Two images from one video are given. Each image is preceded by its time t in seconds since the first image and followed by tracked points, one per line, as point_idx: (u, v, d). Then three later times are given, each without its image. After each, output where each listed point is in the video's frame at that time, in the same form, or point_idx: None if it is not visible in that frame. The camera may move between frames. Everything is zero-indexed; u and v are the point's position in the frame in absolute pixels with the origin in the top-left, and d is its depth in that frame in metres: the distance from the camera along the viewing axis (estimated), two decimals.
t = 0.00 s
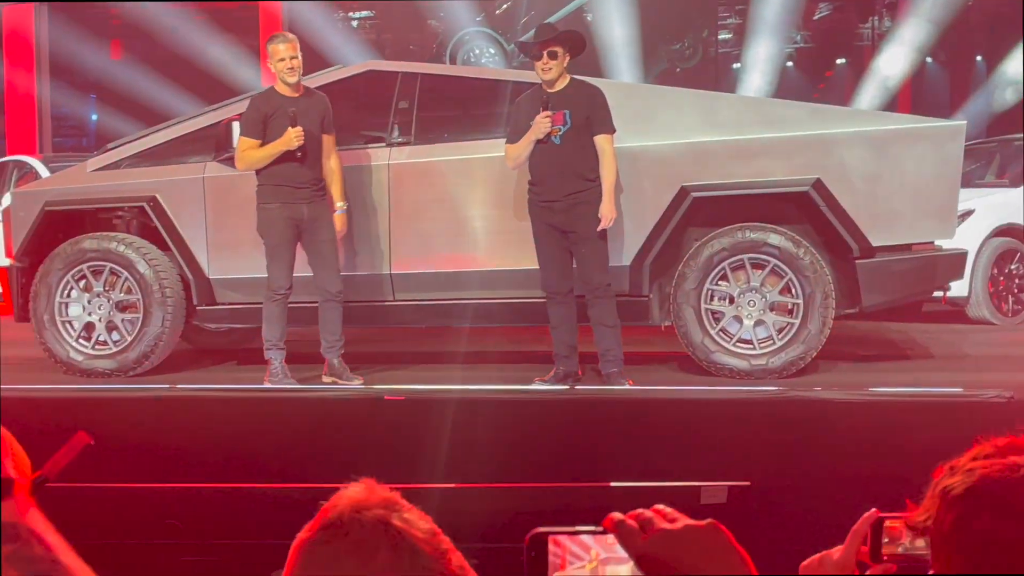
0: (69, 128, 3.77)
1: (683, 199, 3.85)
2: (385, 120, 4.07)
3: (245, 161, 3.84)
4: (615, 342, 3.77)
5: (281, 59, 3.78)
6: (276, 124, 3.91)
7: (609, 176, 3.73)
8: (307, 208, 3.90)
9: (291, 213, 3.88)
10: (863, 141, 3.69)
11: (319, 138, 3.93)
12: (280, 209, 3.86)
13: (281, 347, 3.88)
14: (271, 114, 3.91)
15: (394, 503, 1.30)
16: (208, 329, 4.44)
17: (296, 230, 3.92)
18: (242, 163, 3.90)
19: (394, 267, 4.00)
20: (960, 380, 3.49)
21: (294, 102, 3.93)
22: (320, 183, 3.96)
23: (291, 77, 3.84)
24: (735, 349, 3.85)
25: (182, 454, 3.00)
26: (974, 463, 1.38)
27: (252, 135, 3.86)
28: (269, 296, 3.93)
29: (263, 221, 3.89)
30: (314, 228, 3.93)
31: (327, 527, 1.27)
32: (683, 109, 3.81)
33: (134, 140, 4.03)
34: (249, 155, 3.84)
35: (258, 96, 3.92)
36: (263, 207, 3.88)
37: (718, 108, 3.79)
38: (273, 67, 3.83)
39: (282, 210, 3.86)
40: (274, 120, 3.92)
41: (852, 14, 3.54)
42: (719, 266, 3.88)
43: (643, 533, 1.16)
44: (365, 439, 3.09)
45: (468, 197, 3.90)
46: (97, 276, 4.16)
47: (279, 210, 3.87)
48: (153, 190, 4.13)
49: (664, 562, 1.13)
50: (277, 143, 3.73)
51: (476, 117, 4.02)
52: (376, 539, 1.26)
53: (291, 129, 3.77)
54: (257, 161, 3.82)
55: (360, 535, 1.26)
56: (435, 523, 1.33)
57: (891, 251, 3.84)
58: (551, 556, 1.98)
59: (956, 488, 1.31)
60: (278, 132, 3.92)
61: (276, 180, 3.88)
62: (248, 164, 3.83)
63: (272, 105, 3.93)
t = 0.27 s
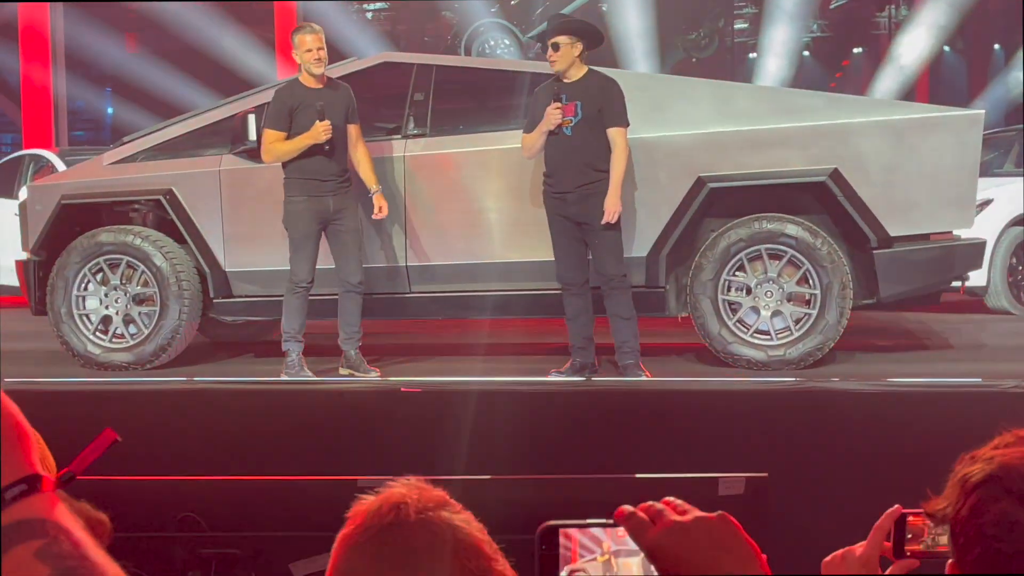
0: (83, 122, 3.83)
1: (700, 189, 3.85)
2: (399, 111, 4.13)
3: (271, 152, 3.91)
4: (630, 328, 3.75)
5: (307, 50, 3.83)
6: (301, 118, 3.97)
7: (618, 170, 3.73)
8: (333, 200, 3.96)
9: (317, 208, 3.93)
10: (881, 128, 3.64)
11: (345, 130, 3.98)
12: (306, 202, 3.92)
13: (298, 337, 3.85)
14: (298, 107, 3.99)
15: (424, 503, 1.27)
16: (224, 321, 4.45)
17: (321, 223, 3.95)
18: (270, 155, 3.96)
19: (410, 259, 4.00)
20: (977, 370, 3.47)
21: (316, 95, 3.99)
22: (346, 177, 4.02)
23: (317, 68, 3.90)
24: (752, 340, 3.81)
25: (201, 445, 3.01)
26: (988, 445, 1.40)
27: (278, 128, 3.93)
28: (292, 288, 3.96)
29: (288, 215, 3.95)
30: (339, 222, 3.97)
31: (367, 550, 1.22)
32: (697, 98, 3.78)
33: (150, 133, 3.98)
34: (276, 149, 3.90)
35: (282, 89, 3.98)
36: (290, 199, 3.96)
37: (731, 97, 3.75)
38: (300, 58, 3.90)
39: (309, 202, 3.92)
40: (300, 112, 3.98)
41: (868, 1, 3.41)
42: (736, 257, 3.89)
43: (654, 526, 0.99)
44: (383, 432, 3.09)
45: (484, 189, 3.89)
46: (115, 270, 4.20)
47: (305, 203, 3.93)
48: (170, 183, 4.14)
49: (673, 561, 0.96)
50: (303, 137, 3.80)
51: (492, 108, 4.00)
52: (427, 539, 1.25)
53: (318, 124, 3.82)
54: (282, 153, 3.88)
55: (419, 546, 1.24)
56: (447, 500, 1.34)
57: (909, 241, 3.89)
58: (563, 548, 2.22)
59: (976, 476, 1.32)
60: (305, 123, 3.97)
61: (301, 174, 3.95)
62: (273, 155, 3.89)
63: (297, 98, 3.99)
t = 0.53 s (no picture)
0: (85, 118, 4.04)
1: (701, 184, 3.79)
2: (401, 108, 4.09)
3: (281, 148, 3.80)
4: (638, 325, 3.70)
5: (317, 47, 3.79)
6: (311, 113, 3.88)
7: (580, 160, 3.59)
8: (342, 194, 3.89)
9: (327, 204, 3.86)
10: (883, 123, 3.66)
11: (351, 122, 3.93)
12: (317, 199, 3.85)
13: (302, 333, 3.84)
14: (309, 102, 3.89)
15: (485, 501, 1.38)
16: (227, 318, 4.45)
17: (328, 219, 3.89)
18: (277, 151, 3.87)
19: (412, 254, 3.99)
20: (983, 363, 3.48)
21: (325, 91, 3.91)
22: (353, 170, 3.94)
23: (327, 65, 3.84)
24: (755, 334, 3.81)
25: (197, 434, 2.97)
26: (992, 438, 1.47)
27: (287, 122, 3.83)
28: (298, 285, 3.92)
29: (297, 212, 3.87)
30: (347, 215, 3.90)
31: (418, 538, 1.32)
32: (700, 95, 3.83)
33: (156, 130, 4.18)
34: (284, 144, 3.80)
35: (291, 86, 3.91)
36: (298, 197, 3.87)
37: (735, 93, 3.80)
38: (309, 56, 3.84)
39: (318, 199, 3.85)
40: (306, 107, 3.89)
41: None
42: (739, 251, 3.84)
43: (662, 516, 1.00)
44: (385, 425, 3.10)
45: (485, 183, 3.87)
46: (118, 267, 4.16)
47: (316, 200, 3.86)
48: (172, 179, 4.14)
49: (680, 552, 0.97)
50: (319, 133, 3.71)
51: (492, 103, 3.98)
52: (472, 535, 1.33)
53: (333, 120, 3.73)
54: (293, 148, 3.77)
55: (463, 538, 1.33)
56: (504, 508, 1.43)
57: (912, 236, 3.80)
58: (571, 541, 1.92)
59: (989, 467, 1.38)
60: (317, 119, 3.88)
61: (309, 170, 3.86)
62: (284, 151, 3.78)
63: (309, 95, 3.90)
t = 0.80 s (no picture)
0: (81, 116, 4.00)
1: (702, 183, 3.80)
2: (402, 105, 4.08)
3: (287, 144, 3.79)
4: (639, 325, 3.71)
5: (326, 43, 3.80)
6: (316, 110, 3.88)
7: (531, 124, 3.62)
8: (346, 193, 3.89)
9: (329, 201, 3.88)
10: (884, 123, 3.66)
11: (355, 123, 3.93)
12: (319, 196, 3.87)
13: (302, 331, 3.84)
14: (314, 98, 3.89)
15: (497, 518, 1.24)
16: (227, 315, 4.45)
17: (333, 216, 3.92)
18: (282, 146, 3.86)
19: (412, 252, 3.98)
20: (982, 363, 3.49)
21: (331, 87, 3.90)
22: (355, 168, 3.95)
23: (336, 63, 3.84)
24: (755, 334, 3.81)
25: (197, 430, 2.96)
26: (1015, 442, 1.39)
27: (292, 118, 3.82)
28: (300, 282, 3.92)
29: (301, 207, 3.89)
30: (348, 214, 3.92)
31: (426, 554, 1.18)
32: (701, 92, 3.82)
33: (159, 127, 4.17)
34: (289, 140, 3.79)
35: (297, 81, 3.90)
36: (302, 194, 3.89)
37: (736, 91, 3.81)
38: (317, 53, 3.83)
39: (320, 196, 3.87)
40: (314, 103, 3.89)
41: None
42: (740, 250, 3.84)
43: (674, 518, 0.99)
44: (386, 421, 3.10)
45: (486, 181, 3.86)
46: (118, 263, 4.16)
47: (317, 196, 3.88)
48: (173, 175, 4.15)
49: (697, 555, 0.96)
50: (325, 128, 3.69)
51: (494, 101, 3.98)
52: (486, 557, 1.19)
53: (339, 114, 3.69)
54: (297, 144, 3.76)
55: (480, 557, 1.18)
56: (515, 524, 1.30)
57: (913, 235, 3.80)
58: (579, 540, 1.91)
59: (1007, 470, 1.30)
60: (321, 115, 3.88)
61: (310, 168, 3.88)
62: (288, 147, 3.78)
63: (313, 90, 3.90)
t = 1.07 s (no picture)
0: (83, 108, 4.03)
1: (705, 185, 3.80)
2: (404, 105, 4.06)
3: (294, 142, 3.76)
4: (641, 329, 3.69)
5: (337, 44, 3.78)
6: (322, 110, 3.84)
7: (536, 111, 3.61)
8: (348, 193, 3.86)
9: (332, 201, 3.84)
10: (887, 127, 3.66)
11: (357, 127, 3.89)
12: (322, 195, 3.83)
13: (302, 332, 3.82)
14: (319, 97, 3.86)
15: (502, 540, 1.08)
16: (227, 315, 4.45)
17: (335, 216, 3.87)
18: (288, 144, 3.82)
19: (413, 253, 3.98)
20: (984, 368, 3.50)
21: (336, 87, 3.89)
22: (358, 168, 3.92)
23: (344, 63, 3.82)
24: (756, 337, 3.81)
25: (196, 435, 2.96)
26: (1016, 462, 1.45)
27: (300, 117, 3.78)
28: (301, 282, 3.89)
29: (302, 207, 3.85)
30: (351, 213, 3.88)
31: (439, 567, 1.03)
32: (704, 95, 3.82)
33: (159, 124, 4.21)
34: (298, 139, 3.76)
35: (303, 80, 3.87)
36: (304, 193, 3.85)
37: (738, 95, 3.80)
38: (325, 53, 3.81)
39: (325, 196, 3.83)
40: (320, 103, 3.85)
41: None
42: (741, 253, 3.81)
43: (690, 516, 0.99)
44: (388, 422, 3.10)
45: (487, 181, 3.86)
46: (118, 262, 4.15)
47: (320, 197, 3.84)
48: (174, 175, 4.13)
49: (708, 554, 0.97)
50: (332, 127, 3.67)
51: (496, 103, 3.96)
52: None
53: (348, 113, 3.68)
54: (305, 143, 3.73)
55: None
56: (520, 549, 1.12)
57: (916, 239, 3.78)
58: (595, 541, 1.77)
59: None
60: (326, 114, 3.84)
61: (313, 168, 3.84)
62: (297, 146, 3.75)
63: (318, 89, 3.87)
